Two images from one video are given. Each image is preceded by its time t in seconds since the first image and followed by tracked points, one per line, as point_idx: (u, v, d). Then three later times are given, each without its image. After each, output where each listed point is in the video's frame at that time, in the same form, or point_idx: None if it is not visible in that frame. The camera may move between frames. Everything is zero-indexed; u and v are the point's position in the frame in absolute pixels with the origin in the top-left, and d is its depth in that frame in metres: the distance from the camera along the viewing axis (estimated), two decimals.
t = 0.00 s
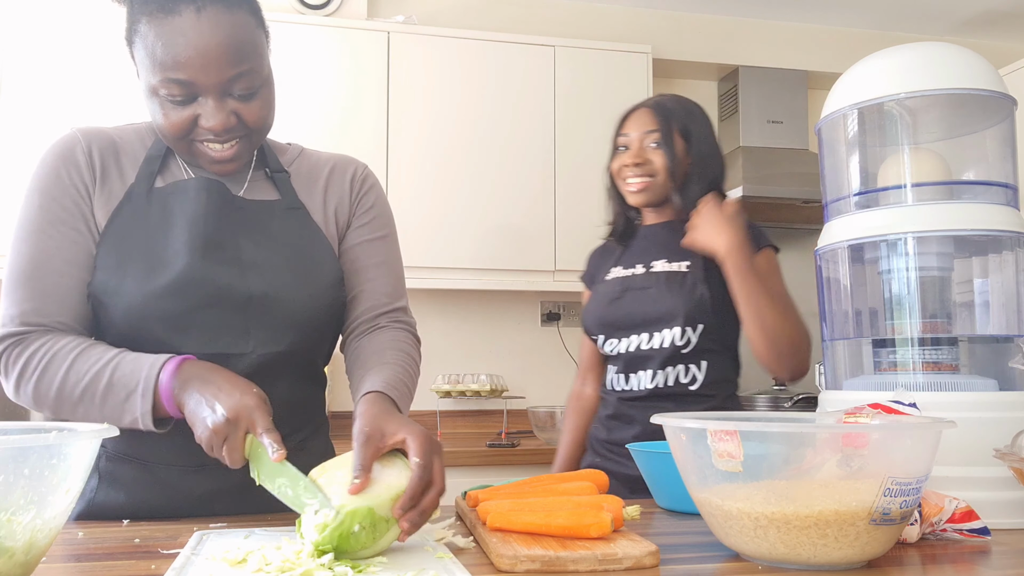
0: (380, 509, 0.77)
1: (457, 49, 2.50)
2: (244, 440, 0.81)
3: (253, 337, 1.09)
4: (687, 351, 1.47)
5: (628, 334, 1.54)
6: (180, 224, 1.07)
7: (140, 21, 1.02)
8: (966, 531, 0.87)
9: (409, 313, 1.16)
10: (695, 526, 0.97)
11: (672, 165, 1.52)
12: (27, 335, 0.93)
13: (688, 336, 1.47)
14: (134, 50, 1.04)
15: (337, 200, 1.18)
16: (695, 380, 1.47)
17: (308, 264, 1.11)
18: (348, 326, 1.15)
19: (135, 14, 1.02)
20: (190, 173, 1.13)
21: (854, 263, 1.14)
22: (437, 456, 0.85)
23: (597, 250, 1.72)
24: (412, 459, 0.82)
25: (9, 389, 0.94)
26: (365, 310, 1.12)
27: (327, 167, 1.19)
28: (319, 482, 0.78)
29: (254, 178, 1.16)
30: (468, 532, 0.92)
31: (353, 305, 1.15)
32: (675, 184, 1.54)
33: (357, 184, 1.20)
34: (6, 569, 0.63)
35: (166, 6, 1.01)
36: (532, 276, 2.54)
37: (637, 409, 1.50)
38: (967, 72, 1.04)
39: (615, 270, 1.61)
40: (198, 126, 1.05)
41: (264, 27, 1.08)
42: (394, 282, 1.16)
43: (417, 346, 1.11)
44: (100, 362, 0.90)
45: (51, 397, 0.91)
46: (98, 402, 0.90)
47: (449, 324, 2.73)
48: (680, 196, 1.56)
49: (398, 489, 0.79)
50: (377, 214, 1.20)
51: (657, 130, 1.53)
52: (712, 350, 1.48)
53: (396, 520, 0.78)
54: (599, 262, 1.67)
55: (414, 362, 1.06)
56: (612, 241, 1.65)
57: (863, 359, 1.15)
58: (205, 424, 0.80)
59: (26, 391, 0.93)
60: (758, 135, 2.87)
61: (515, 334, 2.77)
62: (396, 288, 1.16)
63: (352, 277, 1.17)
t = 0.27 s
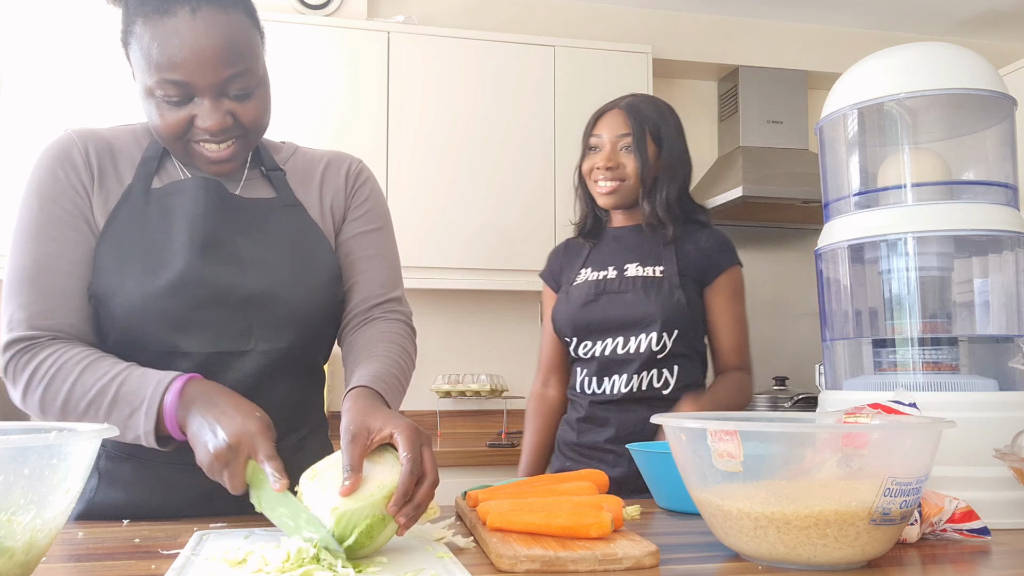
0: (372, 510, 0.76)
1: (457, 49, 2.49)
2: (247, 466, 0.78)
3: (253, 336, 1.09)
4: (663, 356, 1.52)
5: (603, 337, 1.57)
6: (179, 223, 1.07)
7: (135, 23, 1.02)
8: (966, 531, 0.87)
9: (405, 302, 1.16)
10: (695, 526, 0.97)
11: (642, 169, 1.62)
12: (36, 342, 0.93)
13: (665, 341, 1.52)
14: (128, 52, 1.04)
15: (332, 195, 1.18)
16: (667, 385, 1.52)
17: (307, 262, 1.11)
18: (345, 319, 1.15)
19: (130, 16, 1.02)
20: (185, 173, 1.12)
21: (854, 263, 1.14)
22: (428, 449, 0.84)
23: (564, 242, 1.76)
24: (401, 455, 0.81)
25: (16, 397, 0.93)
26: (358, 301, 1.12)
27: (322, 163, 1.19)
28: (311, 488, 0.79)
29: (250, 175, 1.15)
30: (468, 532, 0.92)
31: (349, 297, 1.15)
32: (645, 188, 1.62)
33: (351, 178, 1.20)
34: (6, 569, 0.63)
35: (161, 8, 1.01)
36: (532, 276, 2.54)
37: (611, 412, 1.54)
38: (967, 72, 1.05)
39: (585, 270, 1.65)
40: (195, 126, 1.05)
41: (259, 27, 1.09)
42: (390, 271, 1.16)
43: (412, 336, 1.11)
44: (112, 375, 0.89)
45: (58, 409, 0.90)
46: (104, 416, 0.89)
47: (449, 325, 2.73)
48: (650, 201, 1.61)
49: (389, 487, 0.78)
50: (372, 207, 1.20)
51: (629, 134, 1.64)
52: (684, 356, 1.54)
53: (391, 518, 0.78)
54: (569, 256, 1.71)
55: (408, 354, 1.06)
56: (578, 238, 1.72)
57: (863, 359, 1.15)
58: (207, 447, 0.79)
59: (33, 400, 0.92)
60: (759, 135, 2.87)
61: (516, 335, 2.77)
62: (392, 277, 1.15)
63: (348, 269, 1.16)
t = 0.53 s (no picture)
0: (381, 507, 0.77)
1: (457, 49, 2.50)
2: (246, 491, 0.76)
3: (252, 335, 1.09)
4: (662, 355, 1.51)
5: (601, 336, 1.55)
6: (176, 224, 1.07)
7: (133, 24, 1.02)
8: (966, 531, 0.87)
9: (402, 307, 1.16)
10: (695, 525, 0.97)
11: (637, 170, 1.62)
12: (46, 349, 0.93)
13: (665, 340, 1.52)
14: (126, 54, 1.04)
15: (329, 197, 1.17)
16: (669, 384, 1.52)
17: (305, 261, 1.11)
18: (343, 322, 1.14)
19: (127, 18, 1.03)
20: (182, 173, 1.11)
21: (854, 263, 1.14)
22: (437, 457, 0.85)
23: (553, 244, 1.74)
24: (411, 459, 0.82)
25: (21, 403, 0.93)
26: (356, 306, 1.12)
27: (319, 164, 1.19)
28: (320, 482, 0.79)
29: (247, 179, 1.14)
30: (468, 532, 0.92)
31: (347, 301, 1.14)
32: (640, 189, 1.63)
33: (349, 181, 1.20)
34: (6, 569, 0.63)
35: (160, 10, 1.02)
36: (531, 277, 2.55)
37: (610, 413, 1.53)
38: (967, 72, 1.05)
39: (581, 270, 1.64)
40: (194, 127, 1.06)
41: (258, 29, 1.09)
42: (387, 276, 1.16)
43: (410, 342, 1.10)
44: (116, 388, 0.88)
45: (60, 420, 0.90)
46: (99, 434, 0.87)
47: (449, 325, 2.73)
48: (645, 203, 1.63)
49: (399, 487, 0.79)
50: (370, 210, 1.19)
51: (625, 136, 1.64)
52: (681, 354, 1.54)
53: (396, 519, 0.78)
54: (561, 257, 1.70)
55: (408, 359, 1.06)
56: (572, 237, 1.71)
57: (863, 359, 1.15)
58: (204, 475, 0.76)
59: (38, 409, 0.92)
60: (758, 135, 2.87)
61: (516, 334, 2.77)
62: (389, 281, 1.15)
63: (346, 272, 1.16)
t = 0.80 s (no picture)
0: (396, 513, 0.77)
1: (456, 49, 2.49)
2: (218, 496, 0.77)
3: (246, 336, 1.08)
4: (671, 351, 1.52)
5: (608, 332, 1.55)
6: (168, 225, 1.08)
7: (137, 20, 1.02)
8: (966, 531, 0.87)
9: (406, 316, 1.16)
10: (695, 525, 0.97)
11: (645, 165, 1.61)
12: (21, 355, 0.93)
13: (673, 335, 1.52)
14: (130, 50, 1.04)
15: (328, 202, 1.18)
16: (677, 380, 1.52)
17: (299, 263, 1.12)
18: (345, 330, 1.14)
19: (131, 12, 1.02)
20: (180, 175, 1.13)
21: (854, 263, 1.14)
22: (459, 480, 0.85)
23: (559, 240, 1.73)
24: (435, 476, 0.83)
25: None
26: (360, 316, 1.12)
27: (320, 171, 1.20)
28: (342, 471, 0.80)
29: (246, 180, 1.15)
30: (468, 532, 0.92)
31: (348, 309, 1.15)
32: (647, 185, 1.62)
33: (350, 189, 1.20)
34: (6, 569, 0.63)
35: (164, 4, 1.01)
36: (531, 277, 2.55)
37: (619, 412, 1.52)
38: (968, 72, 1.04)
39: (588, 265, 1.63)
40: (197, 122, 1.05)
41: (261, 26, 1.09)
42: (389, 285, 1.16)
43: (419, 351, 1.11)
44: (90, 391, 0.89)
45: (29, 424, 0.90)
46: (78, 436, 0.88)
47: (449, 325, 2.73)
48: (652, 198, 1.62)
49: (416, 499, 0.79)
50: (371, 219, 1.20)
51: (634, 131, 1.63)
52: (690, 350, 1.54)
53: (405, 529, 0.78)
54: (568, 253, 1.69)
55: (422, 367, 1.07)
56: (580, 232, 1.71)
57: (863, 359, 1.15)
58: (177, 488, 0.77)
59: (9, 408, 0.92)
60: (758, 135, 2.87)
61: (516, 334, 2.77)
62: (392, 290, 1.16)
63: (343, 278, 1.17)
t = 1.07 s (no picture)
0: (393, 507, 0.78)
1: (456, 49, 2.49)
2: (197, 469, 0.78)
3: (245, 335, 1.09)
4: (679, 351, 1.52)
5: (615, 332, 1.55)
6: (165, 225, 1.09)
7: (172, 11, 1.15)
8: (966, 531, 0.87)
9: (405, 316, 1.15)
10: (695, 525, 0.97)
11: (650, 166, 1.61)
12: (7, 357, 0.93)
13: (681, 336, 1.52)
14: (161, 43, 1.16)
15: (327, 203, 1.17)
16: (683, 381, 1.52)
17: (297, 261, 1.12)
18: (344, 331, 1.14)
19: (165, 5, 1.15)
20: (177, 175, 1.15)
21: (854, 264, 1.14)
22: (455, 475, 0.85)
23: (563, 239, 1.73)
24: (429, 471, 0.83)
25: None
26: (360, 316, 1.12)
27: (317, 171, 1.19)
28: (338, 471, 0.80)
29: (245, 177, 1.16)
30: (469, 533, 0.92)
31: (347, 310, 1.14)
32: (653, 185, 1.62)
33: (347, 188, 1.20)
34: (6, 569, 0.62)
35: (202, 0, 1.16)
36: (531, 277, 2.55)
37: (626, 413, 1.52)
38: (968, 72, 1.04)
39: (594, 265, 1.63)
40: (232, 103, 1.17)
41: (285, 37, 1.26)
42: (388, 285, 1.16)
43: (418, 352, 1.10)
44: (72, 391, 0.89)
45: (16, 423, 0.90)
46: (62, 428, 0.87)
47: (449, 325, 2.73)
48: (658, 198, 1.62)
49: (413, 493, 0.80)
50: (370, 219, 1.20)
51: (638, 132, 1.63)
52: (697, 351, 1.54)
53: (403, 524, 0.78)
54: (572, 253, 1.68)
55: (419, 367, 1.06)
56: (584, 231, 1.70)
57: (863, 359, 1.15)
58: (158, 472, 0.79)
59: None
60: (759, 135, 2.87)
61: (516, 334, 2.77)
62: (390, 291, 1.15)
63: (345, 278, 1.16)
